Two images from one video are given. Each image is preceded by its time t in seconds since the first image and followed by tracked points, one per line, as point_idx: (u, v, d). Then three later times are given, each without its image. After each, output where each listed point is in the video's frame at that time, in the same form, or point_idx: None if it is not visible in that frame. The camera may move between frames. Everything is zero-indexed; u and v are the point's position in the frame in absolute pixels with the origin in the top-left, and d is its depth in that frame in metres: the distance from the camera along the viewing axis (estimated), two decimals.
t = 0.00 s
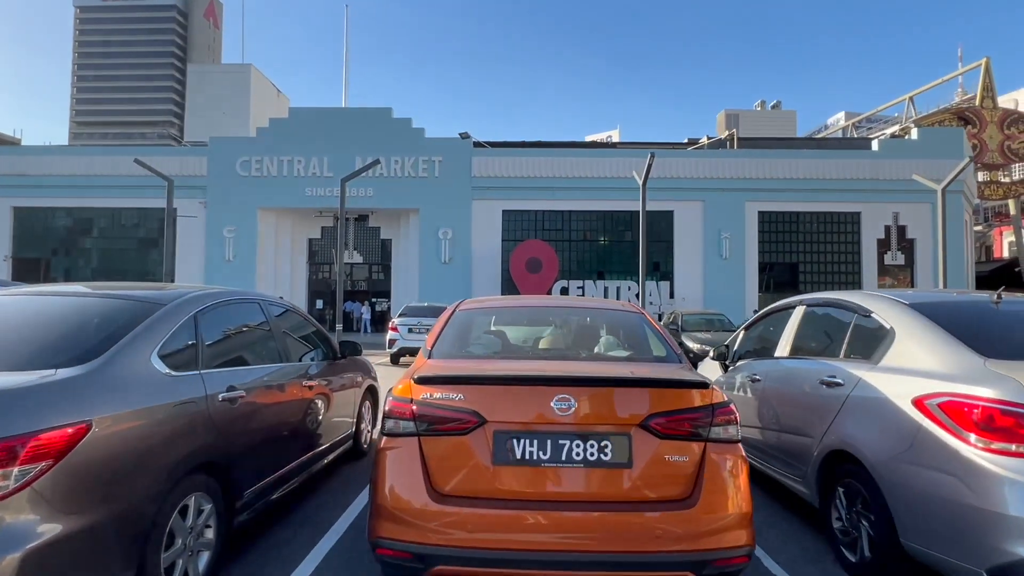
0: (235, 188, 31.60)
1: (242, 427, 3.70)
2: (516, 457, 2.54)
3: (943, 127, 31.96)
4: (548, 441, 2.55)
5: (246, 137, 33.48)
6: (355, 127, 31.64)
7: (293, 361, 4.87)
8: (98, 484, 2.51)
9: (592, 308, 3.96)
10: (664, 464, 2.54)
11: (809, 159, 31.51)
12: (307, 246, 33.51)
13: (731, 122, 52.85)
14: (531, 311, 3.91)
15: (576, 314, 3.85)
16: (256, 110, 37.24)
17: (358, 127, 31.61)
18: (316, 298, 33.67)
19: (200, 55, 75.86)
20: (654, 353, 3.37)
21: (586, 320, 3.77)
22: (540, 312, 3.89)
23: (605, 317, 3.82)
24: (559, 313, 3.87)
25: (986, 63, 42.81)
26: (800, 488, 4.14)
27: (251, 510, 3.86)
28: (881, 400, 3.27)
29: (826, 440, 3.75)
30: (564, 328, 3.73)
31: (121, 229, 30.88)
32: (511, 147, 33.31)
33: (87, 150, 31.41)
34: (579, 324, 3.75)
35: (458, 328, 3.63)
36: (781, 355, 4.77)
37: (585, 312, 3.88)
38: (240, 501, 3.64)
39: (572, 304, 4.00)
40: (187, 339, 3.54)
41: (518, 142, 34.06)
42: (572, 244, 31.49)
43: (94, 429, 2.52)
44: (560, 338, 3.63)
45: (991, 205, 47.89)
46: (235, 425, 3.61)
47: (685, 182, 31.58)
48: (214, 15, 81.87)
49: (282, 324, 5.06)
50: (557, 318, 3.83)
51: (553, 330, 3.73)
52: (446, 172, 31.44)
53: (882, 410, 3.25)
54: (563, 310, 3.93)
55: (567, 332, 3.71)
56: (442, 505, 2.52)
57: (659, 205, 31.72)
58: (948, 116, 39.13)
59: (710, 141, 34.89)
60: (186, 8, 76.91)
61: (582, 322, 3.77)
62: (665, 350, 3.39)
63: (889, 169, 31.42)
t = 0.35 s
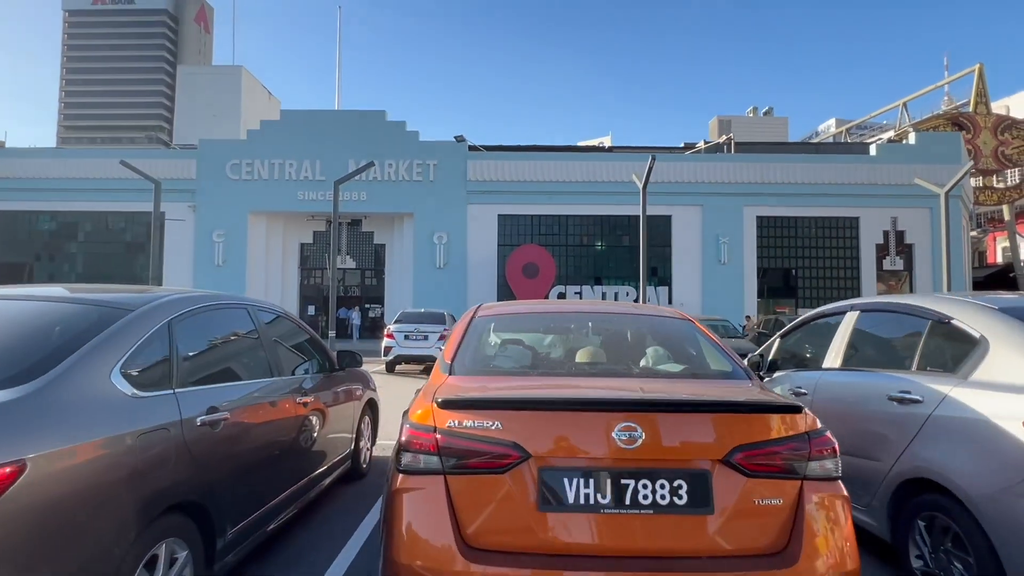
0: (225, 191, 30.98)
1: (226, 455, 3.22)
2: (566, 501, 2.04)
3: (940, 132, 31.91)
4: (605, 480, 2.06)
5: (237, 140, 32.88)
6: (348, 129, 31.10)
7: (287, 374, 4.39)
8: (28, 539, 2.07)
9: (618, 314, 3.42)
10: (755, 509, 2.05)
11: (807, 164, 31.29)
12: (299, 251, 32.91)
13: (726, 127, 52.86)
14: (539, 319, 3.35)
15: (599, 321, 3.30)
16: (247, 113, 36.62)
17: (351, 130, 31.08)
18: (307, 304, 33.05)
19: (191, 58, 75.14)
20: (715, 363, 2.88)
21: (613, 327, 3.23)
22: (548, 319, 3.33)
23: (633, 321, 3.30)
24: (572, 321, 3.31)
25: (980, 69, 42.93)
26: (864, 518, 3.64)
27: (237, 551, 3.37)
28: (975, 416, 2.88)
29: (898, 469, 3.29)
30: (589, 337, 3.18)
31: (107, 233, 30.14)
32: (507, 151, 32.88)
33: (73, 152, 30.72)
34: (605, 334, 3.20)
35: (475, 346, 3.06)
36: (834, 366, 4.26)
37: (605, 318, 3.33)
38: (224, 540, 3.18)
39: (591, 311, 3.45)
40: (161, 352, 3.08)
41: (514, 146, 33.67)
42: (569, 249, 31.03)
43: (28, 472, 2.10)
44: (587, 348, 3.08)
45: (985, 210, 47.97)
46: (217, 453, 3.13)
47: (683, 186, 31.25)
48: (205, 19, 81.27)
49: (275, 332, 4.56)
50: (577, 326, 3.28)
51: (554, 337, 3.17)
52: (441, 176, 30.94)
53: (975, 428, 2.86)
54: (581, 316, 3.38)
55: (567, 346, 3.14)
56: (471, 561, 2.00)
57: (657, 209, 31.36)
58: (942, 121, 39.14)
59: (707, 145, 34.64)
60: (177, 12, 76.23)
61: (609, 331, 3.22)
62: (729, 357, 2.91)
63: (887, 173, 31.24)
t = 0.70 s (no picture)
0: (215, 195, 30.33)
1: (223, 488, 2.77)
2: (683, 567, 1.79)
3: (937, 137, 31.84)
4: (729, 538, 1.81)
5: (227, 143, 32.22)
6: (341, 132, 30.54)
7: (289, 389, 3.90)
8: None
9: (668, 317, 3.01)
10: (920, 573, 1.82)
11: (805, 168, 31.07)
12: (291, 256, 32.32)
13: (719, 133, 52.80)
14: (564, 325, 2.90)
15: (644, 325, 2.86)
16: (238, 115, 35.99)
17: (345, 133, 30.53)
18: (299, 310, 32.43)
19: (180, 61, 74.17)
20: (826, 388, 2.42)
21: (674, 333, 2.80)
22: (572, 324, 2.88)
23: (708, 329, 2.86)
24: (595, 323, 2.88)
25: (972, 75, 43.08)
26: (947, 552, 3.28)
27: None
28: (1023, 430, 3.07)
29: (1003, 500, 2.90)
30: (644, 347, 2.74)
31: (93, 238, 29.38)
32: (503, 154, 32.43)
33: (58, 155, 29.97)
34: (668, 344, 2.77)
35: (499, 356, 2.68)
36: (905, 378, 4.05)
37: (615, 322, 2.86)
38: None
39: (618, 312, 2.98)
40: (141, 366, 2.56)
41: (509, 150, 33.22)
42: (566, 254, 30.64)
43: None
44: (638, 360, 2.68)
45: (978, 216, 48.07)
46: (209, 487, 2.64)
47: (681, 191, 30.91)
48: (195, 24, 80.22)
49: (274, 341, 4.04)
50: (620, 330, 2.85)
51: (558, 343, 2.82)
52: (436, 180, 30.43)
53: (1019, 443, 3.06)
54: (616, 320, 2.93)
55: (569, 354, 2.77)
56: None
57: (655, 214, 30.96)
58: (937, 127, 39.17)
59: (704, 150, 34.36)
60: (166, 16, 75.32)
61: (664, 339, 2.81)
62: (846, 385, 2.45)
63: (885, 178, 31.09)
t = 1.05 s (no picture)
0: (203, 200, 29.67)
1: (210, 549, 2.35)
2: None
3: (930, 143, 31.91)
4: None
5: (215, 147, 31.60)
6: (333, 137, 30.06)
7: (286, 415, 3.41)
8: None
9: (716, 337, 3.00)
10: None
11: (801, 175, 30.96)
12: (280, 263, 31.72)
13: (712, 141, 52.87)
14: (617, 344, 2.92)
15: (745, 354, 2.84)
16: (226, 120, 35.39)
17: (337, 138, 30.04)
18: (289, 318, 31.81)
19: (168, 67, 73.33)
20: (933, 409, 2.58)
21: (778, 360, 2.80)
22: (625, 344, 2.91)
23: (814, 354, 2.90)
24: (638, 344, 2.89)
25: (962, 83, 43.41)
26: None
27: None
28: None
29: None
30: (748, 373, 2.71)
31: (75, 244, 28.60)
32: (497, 160, 32.06)
33: (41, 159, 29.21)
34: (770, 370, 2.75)
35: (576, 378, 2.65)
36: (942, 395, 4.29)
37: (656, 341, 2.90)
38: None
39: (670, 330, 3.05)
40: (97, 406, 2.13)
41: (503, 155, 32.85)
42: (561, 261, 30.22)
43: None
44: (734, 386, 2.63)
45: (969, 224, 48.27)
46: (183, 554, 2.18)
47: (677, 197, 30.63)
48: (183, 30, 79.46)
49: (270, 360, 3.57)
50: (713, 354, 2.84)
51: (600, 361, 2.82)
52: (430, 186, 29.99)
53: None
54: (667, 340, 2.92)
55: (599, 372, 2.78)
56: None
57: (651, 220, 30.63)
58: (928, 134, 39.35)
59: (699, 156, 34.18)
60: (155, 22, 74.58)
61: (763, 365, 2.78)
62: (951, 404, 2.63)
63: (881, 185, 31.04)
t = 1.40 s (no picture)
0: (187, 204, 28.95)
1: None
2: None
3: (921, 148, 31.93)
4: None
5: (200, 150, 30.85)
6: (321, 139, 29.42)
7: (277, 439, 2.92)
8: None
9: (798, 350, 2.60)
10: None
11: (794, 179, 30.78)
12: (267, 269, 31.08)
13: (699, 147, 52.65)
14: (686, 356, 2.51)
15: (838, 368, 2.47)
16: (211, 122, 34.65)
17: (325, 140, 29.41)
18: (276, 324, 31.17)
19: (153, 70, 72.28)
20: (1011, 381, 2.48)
21: (880, 379, 2.38)
22: (696, 355, 2.51)
23: (917, 360, 2.54)
24: (712, 355, 2.50)
25: (949, 89, 43.70)
26: None
27: None
28: None
29: None
30: (856, 396, 2.29)
31: (54, 249, 27.79)
32: (488, 163, 31.55)
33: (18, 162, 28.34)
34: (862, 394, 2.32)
35: (668, 392, 2.23)
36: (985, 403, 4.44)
37: (725, 351, 2.53)
38: None
39: (738, 340, 2.66)
40: (10, 446, 1.63)
41: (495, 159, 32.35)
42: (554, 265, 29.79)
43: None
44: (846, 412, 2.20)
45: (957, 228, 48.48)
46: None
47: (671, 202, 30.29)
48: (169, 34, 78.38)
49: (260, 372, 3.04)
50: (807, 370, 2.42)
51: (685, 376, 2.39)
52: (421, 189, 29.42)
53: None
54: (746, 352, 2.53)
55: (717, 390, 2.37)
56: None
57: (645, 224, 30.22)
58: (917, 140, 39.52)
59: (692, 160, 33.93)
60: (140, 26, 73.51)
61: (875, 388, 2.34)
62: (1001, 369, 2.56)
63: (873, 190, 30.96)
